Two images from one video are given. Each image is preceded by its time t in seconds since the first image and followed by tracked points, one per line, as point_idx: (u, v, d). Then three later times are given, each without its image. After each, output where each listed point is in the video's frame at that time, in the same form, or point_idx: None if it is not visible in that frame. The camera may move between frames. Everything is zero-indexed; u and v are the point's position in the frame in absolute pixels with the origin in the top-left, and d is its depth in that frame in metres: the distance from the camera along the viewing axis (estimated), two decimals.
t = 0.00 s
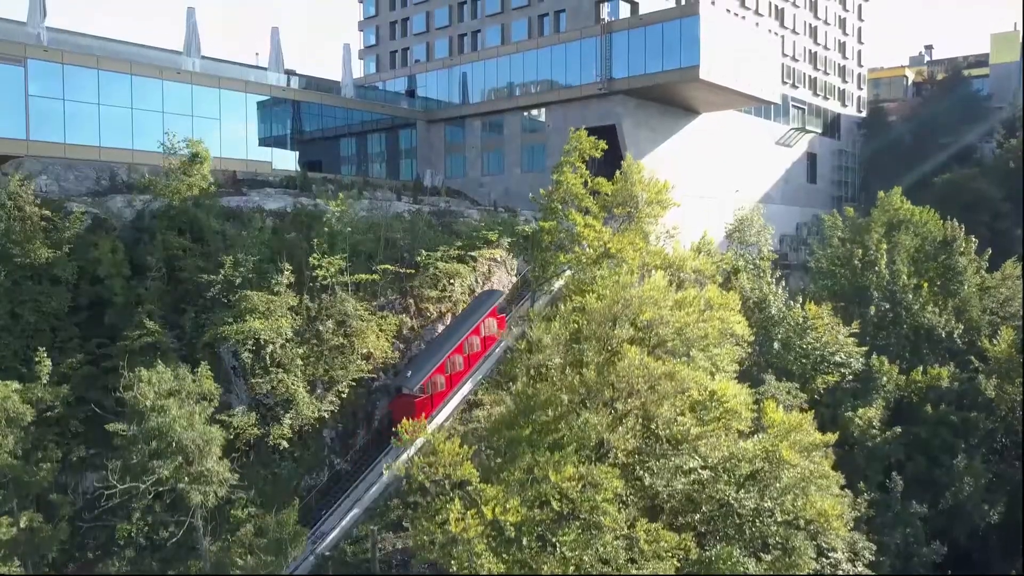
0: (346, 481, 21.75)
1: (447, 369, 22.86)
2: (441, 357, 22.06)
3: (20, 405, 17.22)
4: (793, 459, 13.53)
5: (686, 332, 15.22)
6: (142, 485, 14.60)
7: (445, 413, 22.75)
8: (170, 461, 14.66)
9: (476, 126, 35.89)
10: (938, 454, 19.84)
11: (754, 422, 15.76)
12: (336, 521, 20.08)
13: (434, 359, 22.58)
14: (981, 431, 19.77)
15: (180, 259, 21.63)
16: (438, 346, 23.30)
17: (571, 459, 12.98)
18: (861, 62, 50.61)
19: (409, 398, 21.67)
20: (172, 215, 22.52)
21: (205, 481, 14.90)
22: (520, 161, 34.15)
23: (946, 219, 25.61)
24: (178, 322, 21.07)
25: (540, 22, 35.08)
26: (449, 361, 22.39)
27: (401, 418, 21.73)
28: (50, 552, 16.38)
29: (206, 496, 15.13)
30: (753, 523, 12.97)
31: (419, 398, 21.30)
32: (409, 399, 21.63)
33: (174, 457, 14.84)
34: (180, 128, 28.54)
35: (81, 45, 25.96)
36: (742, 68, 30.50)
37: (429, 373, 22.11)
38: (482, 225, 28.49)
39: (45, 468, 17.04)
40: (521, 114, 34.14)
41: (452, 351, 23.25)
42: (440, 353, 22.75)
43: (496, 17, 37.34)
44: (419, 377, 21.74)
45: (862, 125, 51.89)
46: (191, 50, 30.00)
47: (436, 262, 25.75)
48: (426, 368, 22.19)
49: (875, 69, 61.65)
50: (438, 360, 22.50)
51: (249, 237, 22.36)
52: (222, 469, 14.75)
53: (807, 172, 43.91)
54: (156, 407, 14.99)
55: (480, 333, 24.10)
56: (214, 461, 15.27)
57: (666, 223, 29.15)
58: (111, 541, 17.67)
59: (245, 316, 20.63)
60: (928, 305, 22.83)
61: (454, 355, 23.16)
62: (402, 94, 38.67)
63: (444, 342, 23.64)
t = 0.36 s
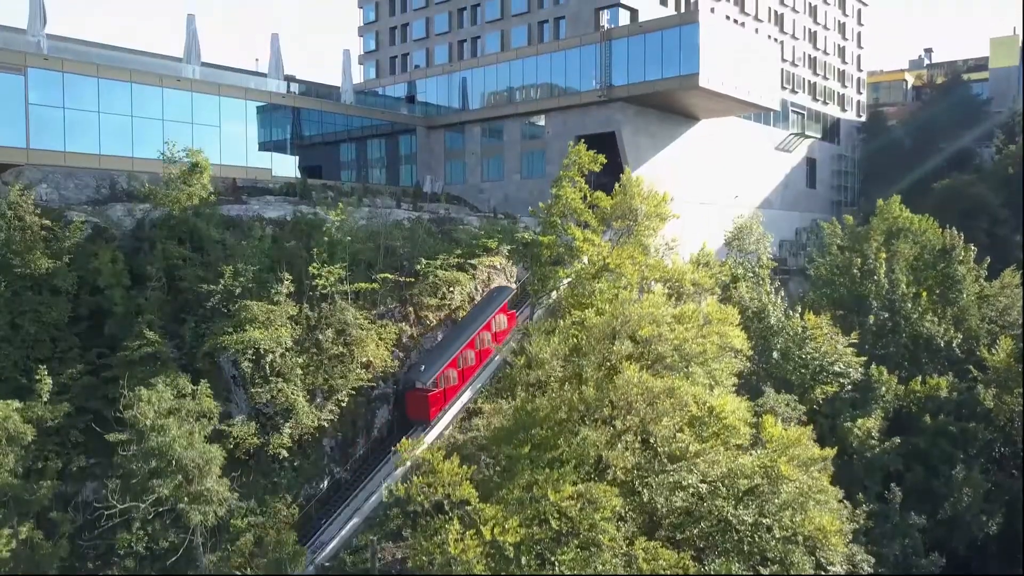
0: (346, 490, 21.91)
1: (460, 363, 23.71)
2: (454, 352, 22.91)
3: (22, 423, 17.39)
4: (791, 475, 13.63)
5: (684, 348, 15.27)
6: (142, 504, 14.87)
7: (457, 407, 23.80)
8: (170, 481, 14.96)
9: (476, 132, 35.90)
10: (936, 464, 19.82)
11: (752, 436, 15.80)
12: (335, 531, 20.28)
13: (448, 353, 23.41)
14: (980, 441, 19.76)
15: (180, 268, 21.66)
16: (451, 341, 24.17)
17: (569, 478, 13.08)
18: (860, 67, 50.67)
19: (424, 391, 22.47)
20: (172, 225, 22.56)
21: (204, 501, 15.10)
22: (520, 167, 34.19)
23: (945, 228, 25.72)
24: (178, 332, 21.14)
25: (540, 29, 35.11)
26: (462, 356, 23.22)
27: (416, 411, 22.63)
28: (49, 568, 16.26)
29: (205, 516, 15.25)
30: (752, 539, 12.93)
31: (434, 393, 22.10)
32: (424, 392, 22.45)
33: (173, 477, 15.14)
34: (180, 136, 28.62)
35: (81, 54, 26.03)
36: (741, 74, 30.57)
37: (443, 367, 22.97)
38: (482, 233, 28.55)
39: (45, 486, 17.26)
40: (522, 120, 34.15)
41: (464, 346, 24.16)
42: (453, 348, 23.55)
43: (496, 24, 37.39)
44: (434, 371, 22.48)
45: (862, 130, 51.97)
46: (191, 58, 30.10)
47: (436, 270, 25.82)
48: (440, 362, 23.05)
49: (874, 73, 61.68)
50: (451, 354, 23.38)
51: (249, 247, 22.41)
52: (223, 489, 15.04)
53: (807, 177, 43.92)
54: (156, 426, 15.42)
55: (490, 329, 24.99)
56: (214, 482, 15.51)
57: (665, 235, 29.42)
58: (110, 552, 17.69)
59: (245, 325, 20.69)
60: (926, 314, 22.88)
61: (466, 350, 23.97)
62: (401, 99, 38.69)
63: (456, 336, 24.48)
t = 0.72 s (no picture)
0: (347, 498, 21.94)
1: (471, 359, 24.22)
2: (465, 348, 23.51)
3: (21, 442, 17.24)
4: (790, 490, 13.68)
5: (683, 363, 15.30)
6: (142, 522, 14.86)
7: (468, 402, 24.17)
8: (170, 499, 15.03)
9: (475, 138, 35.81)
10: (935, 474, 19.80)
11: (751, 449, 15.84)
12: (335, 540, 20.25)
13: (459, 349, 24.03)
14: (979, 451, 19.73)
15: (180, 278, 21.69)
16: (462, 338, 24.84)
17: (568, 494, 13.15)
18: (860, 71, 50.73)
19: (436, 385, 22.99)
20: (172, 234, 22.59)
21: (204, 519, 15.12)
22: (520, 174, 34.17)
23: (944, 235, 25.78)
24: (178, 341, 21.17)
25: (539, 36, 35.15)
26: (473, 351, 23.77)
27: (428, 405, 23.12)
28: None
29: (204, 535, 15.27)
30: (752, 554, 12.95)
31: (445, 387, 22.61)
32: (436, 386, 22.95)
33: (173, 495, 15.21)
34: (180, 143, 28.65)
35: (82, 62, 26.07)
36: (740, 80, 30.63)
37: (454, 362, 23.58)
38: (481, 240, 28.59)
39: (45, 503, 17.15)
40: (522, 125, 34.14)
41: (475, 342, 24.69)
42: (464, 344, 24.11)
43: (496, 30, 37.43)
44: (445, 366, 23.05)
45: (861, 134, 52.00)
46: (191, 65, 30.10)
47: (436, 277, 25.88)
48: (451, 358, 23.66)
49: (874, 77, 61.79)
50: (462, 350, 23.99)
51: (249, 256, 22.44)
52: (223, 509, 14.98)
53: (807, 181, 43.91)
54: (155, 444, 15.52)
55: (501, 326, 25.55)
56: (214, 500, 15.53)
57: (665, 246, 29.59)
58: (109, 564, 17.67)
59: (245, 335, 20.76)
60: (925, 323, 22.94)
61: (477, 345, 24.52)
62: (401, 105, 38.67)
63: (467, 333, 25.14)
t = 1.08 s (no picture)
0: (347, 507, 21.92)
1: (482, 355, 24.81)
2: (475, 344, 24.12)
3: (21, 460, 17.24)
4: (789, 505, 13.74)
5: (682, 380, 15.34)
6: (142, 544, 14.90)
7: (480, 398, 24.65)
8: (170, 518, 15.16)
9: (475, 144, 35.80)
10: (935, 485, 19.80)
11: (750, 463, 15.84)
12: (335, 550, 20.16)
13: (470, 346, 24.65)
14: (978, 462, 19.72)
15: (180, 288, 21.70)
16: (473, 335, 25.45)
17: (568, 511, 13.30)
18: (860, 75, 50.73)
19: (447, 381, 23.59)
20: (172, 243, 22.61)
21: (203, 539, 15.22)
22: (520, 180, 34.15)
23: (944, 243, 25.78)
24: (178, 351, 21.19)
25: (539, 43, 35.15)
26: (483, 348, 24.33)
27: (441, 401, 23.67)
28: None
29: (204, 556, 15.32)
30: (751, 570, 13.11)
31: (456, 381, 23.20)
32: (448, 381, 23.56)
33: (173, 514, 15.35)
34: (180, 151, 28.65)
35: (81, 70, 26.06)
36: (739, 87, 30.68)
37: (465, 359, 24.17)
38: (482, 248, 28.63)
39: (45, 523, 16.89)
40: (522, 131, 34.10)
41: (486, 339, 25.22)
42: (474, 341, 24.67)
43: (496, 36, 37.45)
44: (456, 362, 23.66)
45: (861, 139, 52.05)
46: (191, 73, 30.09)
47: (436, 286, 25.94)
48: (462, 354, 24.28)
49: (873, 81, 61.83)
50: (472, 347, 24.58)
51: (249, 265, 22.47)
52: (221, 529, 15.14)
53: (806, 187, 43.89)
54: (155, 464, 15.87)
55: (511, 322, 26.09)
56: (214, 520, 15.70)
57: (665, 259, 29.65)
58: None
59: (245, 345, 20.81)
60: (924, 332, 22.95)
61: (488, 342, 25.07)
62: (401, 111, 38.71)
63: (479, 330, 25.76)
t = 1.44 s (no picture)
0: (346, 517, 21.87)
1: (493, 352, 25.44)
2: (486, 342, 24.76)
3: (21, 484, 17.11)
4: (789, 523, 13.81)
5: (682, 398, 15.29)
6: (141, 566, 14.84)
7: (490, 395, 25.31)
8: (169, 541, 15.15)
9: (475, 151, 35.82)
10: (934, 497, 19.80)
11: (749, 479, 15.85)
12: (335, 560, 20.10)
13: (481, 343, 25.31)
14: (977, 474, 19.72)
15: (180, 299, 21.70)
16: (483, 332, 25.99)
17: (567, 530, 13.28)
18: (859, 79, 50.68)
19: (459, 377, 24.22)
20: (171, 254, 22.60)
21: (203, 561, 15.17)
22: (520, 187, 34.15)
23: (943, 252, 25.77)
24: (178, 362, 21.21)
25: (538, 50, 35.16)
26: (493, 345, 24.96)
27: (453, 395, 24.35)
28: None
29: None
30: None
31: (468, 378, 23.87)
32: (460, 378, 24.17)
33: (173, 536, 15.31)
34: (179, 160, 28.65)
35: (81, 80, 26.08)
36: (738, 94, 30.71)
37: (476, 356, 24.85)
38: (481, 257, 28.67)
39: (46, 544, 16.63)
40: (521, 139, 34.11)
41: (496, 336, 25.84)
42: (485, 338, 25.32)
43: (495, 43, 37.44)
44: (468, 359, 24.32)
45: (860, 144, 52.06)
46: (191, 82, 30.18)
47: (435, 296, 26.01)
48: (473, 351, 24.97)
49: (873, 85, 61.81)
50: (483, 344, 25.22)
51: (248, 276, 22.49)
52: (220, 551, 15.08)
53: (805, 192, 43.90)
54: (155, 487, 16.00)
55: (520, 320, 26.68)
56: (214, 542, 15.62)
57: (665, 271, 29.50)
58: None
59: (245, 356, 20.88)
60: (923, 342, 22.95)
61: (498, 339, 25.69)
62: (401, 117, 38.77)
63: (489, 328, 26.36)
